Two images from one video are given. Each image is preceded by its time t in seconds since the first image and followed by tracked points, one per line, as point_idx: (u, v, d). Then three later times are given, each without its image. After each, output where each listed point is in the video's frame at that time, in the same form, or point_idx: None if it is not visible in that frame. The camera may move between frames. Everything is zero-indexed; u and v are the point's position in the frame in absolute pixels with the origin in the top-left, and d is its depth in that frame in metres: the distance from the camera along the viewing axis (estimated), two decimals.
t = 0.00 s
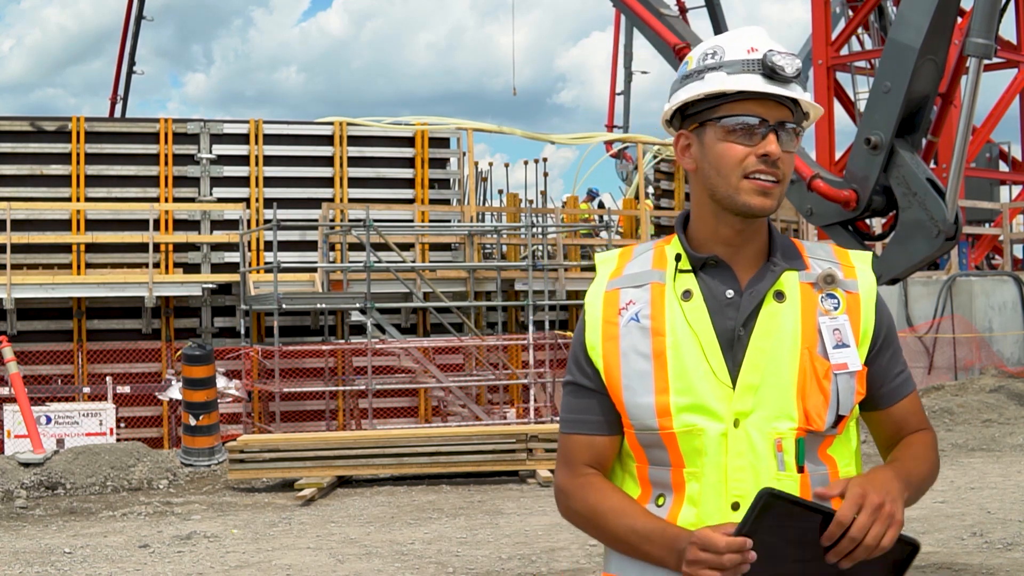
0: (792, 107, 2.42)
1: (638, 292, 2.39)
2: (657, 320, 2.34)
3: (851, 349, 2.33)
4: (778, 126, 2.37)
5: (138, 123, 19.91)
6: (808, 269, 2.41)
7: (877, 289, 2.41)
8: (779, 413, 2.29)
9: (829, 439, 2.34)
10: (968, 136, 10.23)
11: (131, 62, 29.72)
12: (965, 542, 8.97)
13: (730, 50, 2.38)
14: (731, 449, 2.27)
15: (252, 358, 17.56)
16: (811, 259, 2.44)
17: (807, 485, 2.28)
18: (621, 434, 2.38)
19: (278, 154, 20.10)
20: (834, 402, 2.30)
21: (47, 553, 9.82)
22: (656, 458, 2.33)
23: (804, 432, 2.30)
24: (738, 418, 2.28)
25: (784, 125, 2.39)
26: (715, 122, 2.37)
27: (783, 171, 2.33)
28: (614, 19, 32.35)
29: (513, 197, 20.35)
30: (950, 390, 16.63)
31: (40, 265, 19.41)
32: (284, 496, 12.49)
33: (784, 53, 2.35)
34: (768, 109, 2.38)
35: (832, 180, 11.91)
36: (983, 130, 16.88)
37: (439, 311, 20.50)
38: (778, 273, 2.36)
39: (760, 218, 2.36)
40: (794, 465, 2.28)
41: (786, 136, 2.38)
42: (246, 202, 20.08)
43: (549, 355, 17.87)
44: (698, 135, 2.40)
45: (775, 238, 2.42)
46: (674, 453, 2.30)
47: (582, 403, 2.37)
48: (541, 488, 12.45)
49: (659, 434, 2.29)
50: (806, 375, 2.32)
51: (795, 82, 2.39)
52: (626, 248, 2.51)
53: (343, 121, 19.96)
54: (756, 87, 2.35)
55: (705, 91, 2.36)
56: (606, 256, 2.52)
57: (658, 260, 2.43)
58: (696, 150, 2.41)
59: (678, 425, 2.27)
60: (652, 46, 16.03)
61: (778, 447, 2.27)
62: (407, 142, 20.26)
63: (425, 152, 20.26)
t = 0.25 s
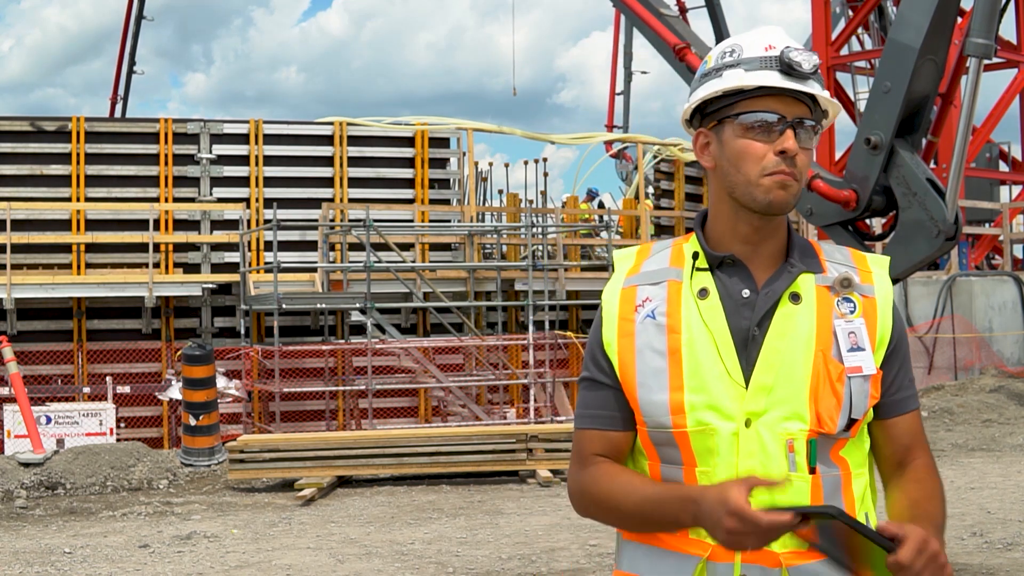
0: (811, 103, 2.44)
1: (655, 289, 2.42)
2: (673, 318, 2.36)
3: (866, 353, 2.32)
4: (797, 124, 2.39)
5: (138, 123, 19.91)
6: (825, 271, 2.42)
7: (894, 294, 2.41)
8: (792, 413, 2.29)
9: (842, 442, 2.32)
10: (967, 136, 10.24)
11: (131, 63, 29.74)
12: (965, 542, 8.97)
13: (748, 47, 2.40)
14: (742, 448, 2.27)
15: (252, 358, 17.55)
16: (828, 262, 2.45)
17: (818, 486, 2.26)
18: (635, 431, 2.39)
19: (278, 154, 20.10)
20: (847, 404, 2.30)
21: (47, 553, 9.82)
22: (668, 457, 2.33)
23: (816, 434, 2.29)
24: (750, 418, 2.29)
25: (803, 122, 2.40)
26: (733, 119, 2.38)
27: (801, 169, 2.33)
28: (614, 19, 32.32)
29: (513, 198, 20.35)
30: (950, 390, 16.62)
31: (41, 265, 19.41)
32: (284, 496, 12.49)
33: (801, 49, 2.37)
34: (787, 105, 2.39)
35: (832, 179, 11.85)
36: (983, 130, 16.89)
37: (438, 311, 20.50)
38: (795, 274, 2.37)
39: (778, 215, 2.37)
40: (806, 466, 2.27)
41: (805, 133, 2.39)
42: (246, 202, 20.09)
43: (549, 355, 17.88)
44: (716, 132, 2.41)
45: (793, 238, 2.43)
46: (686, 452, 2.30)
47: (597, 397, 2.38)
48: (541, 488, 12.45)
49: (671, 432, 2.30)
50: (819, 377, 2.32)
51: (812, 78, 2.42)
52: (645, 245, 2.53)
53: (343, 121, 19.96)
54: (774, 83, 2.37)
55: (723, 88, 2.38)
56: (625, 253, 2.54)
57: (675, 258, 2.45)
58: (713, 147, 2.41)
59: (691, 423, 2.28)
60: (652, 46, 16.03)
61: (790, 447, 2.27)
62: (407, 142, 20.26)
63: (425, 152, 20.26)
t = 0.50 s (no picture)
0: (825, 109, 2.43)
1: (664, 285, 2.43)
2: (681, 313, 2.37)
3: (873, 354, 2.32)
4: (809, 130, 2.39)
5: (138, 123, 19.91)
6: (834, 272, 2.42)
7: (903, 295, 2.39)
8: (798, 411, 2.29)
9: (847, 442, 2.32)
10: (967, 136, 10.24)
11: (131, 63, 29.73)
12: (965, 542, 8.97)
13: (762, 54, 2.39)
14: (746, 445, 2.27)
15: (252, 358, 17.55)
16: (838, 262, 2.44)
17: (821, 484, 2.28)
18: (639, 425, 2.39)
19: (279, 154, 20.10)
20: (853, 404, 2.28)
21: (47, 553, 9.82)
22: (670, 452, 2.33)
23: (820, 433, 2.29)
24: (755, 414, 2.29)
25: (816, 128, 2.40)
26: (745, 126, 2.38)
27: (813, 177, 2.34)
28: (614, 19, 32.32)
29: (513, 198, 20.35)
30: (950, 390, 16.62)
31: (41, 265, 19.41)
32: (284, 496, 12.49)
33: (815, 58, 2.36)
34: (799, 114, 2.39)
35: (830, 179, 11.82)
36: (983, 130, 16.89)
37: (438, 311, 20.50)
38: (803, 274, 2.38)
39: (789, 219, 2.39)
40: (808, 463, 2.28)
41: (817, 139, 2.39)
42: (246, 202, 20.08)
43: (549, 354, 17.88)
44: (728, 135, 2.42)
45: (803, 239, 2.45)
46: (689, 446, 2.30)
47: (602, 388, 2.39)
48: (541, 488, 12.45)
49: (676, 427, 2.30)
50: (826, 376, 2.31)
51: (827, 86, 2.40)
52: (656, 241, 2.54)
53: (343, 121, 19.95)
54: (788, 95, 2.36)
55: (736, 95, 2.37)
56: (636, 248, 2.56)
57: (685, 255, 2.46)
58: (725, 150, 2.42)
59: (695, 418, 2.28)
60: (652, 46, 16.02)
61: (794, 445, 2.28)
62: (407, 142, 20.26)
63: (425, 152, 20.26)
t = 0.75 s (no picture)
0: (829, 102, 2.43)
1: (670, 285, 2.43)
2: (687, 313, 2.37)
3: (880, 355, 2.33)
4: (813, 123, 2.38)
5: (138, 123, 19.91)
6: (840, 272, 2.42)
7: (909, 296, 2.41)
8: (804, 413, 2.30)
9: (852, 443, 2.33)
10: (967, 136, 10.24)
11: (131, 63, 29.74)
12: (965, 542, 8.97)
13: (767, 45, 2.39)
14: (752, 447, 2.28)
15: (252, 358, 17.56)
16: (844, 263, 2.45)
17: (826, 487, 2.27)
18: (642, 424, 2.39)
19: (279, 154, 20.11)
20: (858, 406, 2.30)
21: (47, 553, 9.82)
22: (676, 452, 2.34)
23: (826, 435, 2.29)
24: (761, 416, 2.30)
25: (821, 121, 2.39)
26: (751, 117, 2.38)
27: (816, 168, 2.33)
28: (614, 20, 32.32)
29: (513, 197, 20.35)
30: (951, 390, 16.60)
31: (41, 265, 19.41)
32: (284, 496, 12.49)
33: (818, 46, 2.36)
34: (804, 104, 2.39)
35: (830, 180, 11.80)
36: (983, 130, 16.90)
37: (439, 311, 20.51)
38: (810, 274, 2.38)
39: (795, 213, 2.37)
40: (814, 466, 2.27)
41: (822, 132, 2.38)
42: (246, 202, 20.09)
43: (549, 355, 17.88)
44: (734, 131, 2.42)
45: (809, 239, 2.44)
46: (696, 448, 2.31)
47: (601, 386, 2.39)
48: (541, 488, 12.45)
49: (682, 428, 2.31)
50: (832, 378, 2.32)
51: (830, 76, 2.41)
52: (661, 241, 2.54)
53: (343, 121, 19.96)
54: (791, 80, 2.36)
55: (740, 86, 2.38)
56: (641, 247, 2.56)
57: (691, 255, 2.47)
58: (732, 145, 2.41)
59: (701, 419, 2.29)
60: (652, 45, 16.02)
61: (800, 447, 2.27)
62: (407, 142, 20.27)
63: (425, 152, 20.26)
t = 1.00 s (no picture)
0: (838, 113, 2.43)
1: (673, 286, 2.44)
2: (691, 315, 2.38)
3: (882, 353, 2.33)
4: (821, 134, 2.38)
5: (138, 123, 19.90)
6: (843, 271, 2.42)
7: (912, 292, 2.40)
8: (807, 412, 2.31)
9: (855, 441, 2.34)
10: (968, 137, 10.24)
11: (131, 64, 29.75)
12: (965, 542, 8.97)
13: (777, 54, 2.38)
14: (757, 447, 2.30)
15: (252, 358, 17.56)
16: (847, 260, 2.45)
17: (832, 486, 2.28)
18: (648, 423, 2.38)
19: (279, 154, 20.11)
20: (862, 404, 2.32)
21: (47, 553, 9.82)
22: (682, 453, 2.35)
23: (830, 433, 2.31)
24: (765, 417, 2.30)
25: (828, 132, 2.40)
26: (758, 126, 2.38)
27: (821, 183, 2.34)
28: (614, 19, 32.32)
29: (513, 197, 20.35)
30: (950, 390, 16.60)
31: (41, 265, 19.41)
32: (284, 496, 12.49)
33: (830, 60, 2.35)
34: (812, 116, 2.38)
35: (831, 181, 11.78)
36: (983, 130, 16.90)
37: (439, 311, 20.52)
38: (813, 274, 2.38)
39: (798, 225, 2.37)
40: (819, 465, 2.29)
41: (828, 142, 2.38)
42: (246, 202, 20.08)
43: (549, 355, 17.89)
44: (741, 135, 2.41)
45: (812, 240, 2.44)
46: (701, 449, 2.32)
47: (605, 384, 2.38)
48: (541, 489, 12.46)
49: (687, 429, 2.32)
50: (835, 377, 2.33)
51: (841, 89, 2.40)
52: (664, 242, 2.54)
53: (343, 121, 19.96)
54: (799, 96, 2.35)
55: (750, 94, 2.37)
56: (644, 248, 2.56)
57: (694, 256, 2.46)
58: (737, 149, 2.41)
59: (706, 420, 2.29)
60: (652, 45, 16.03)
61: (804, 447, 2.29)
62: (407, 142, 20.27)
63: (425, 152, 20.27)
